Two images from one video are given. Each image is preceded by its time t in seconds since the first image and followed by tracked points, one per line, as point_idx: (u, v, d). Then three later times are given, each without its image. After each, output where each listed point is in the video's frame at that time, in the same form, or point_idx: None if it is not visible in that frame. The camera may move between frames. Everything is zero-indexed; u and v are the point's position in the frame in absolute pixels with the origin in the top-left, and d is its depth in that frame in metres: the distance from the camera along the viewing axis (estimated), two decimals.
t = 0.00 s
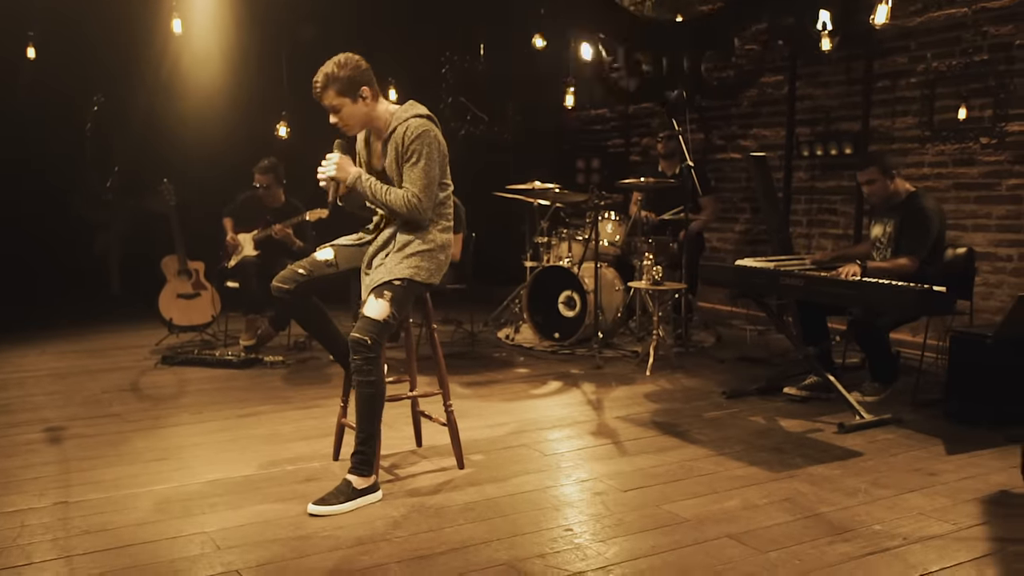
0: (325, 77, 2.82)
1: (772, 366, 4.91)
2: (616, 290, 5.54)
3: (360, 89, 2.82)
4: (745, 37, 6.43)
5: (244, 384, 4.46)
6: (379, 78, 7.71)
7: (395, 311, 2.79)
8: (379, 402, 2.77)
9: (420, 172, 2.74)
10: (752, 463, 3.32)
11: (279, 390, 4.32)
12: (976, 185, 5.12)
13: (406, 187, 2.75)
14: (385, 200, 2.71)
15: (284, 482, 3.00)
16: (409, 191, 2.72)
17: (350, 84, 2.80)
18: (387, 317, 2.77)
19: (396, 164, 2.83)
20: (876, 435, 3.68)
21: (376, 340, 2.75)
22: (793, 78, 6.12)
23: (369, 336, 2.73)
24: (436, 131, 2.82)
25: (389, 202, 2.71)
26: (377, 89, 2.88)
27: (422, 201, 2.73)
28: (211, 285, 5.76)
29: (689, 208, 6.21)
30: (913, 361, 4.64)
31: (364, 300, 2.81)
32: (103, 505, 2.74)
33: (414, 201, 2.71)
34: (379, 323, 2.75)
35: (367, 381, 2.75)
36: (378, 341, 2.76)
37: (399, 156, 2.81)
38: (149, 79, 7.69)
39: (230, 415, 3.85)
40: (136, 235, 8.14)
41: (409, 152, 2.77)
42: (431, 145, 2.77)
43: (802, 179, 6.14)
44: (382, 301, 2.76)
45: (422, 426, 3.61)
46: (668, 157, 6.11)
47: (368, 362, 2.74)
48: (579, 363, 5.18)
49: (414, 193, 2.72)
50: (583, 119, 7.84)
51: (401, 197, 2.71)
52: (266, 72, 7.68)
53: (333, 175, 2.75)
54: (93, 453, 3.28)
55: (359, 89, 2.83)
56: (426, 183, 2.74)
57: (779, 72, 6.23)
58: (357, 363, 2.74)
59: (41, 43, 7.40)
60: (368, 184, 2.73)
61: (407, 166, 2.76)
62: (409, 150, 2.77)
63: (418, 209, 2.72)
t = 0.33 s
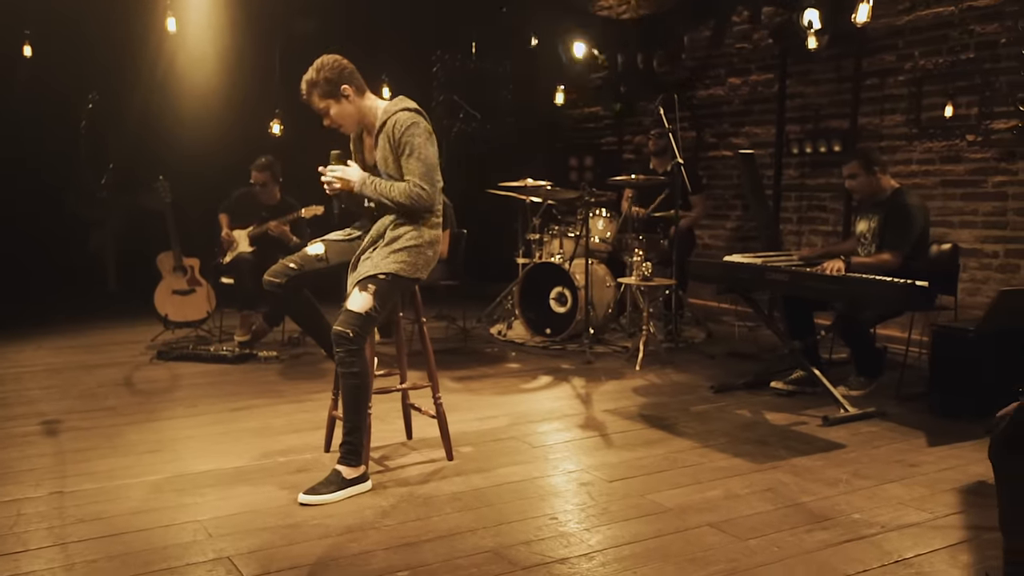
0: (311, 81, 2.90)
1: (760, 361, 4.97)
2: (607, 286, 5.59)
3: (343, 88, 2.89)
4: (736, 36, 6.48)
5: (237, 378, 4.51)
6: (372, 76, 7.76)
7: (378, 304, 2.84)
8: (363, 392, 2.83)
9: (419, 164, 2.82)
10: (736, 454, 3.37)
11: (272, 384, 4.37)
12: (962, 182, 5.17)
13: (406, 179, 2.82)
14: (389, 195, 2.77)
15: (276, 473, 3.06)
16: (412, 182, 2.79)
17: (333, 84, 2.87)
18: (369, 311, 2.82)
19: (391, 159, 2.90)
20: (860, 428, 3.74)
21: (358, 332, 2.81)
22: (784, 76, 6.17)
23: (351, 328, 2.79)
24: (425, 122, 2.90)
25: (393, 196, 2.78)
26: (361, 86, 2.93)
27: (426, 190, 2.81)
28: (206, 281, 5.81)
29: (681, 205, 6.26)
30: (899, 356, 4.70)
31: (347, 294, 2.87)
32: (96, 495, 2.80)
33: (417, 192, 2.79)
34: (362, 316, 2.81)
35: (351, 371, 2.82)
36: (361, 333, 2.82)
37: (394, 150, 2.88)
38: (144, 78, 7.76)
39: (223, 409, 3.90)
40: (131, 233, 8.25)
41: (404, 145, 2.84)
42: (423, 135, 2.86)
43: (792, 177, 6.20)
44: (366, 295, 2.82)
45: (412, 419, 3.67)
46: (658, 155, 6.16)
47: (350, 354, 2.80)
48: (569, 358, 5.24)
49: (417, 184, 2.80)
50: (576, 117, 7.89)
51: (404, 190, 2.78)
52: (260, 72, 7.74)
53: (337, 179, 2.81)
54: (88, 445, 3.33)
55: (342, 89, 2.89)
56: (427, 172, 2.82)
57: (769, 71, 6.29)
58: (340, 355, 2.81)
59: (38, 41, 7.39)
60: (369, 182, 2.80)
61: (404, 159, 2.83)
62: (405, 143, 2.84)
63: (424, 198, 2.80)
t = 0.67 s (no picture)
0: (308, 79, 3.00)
1: (747, 356, 5.04)
2: (596, 283, 5.65)
3: (337, 85, 2.97)
4: (726, 35, 6.54)
5: (231, 372, 4.56)
6: (365, 74, 7.80)
7: (366, 298, 2.90)
8: (353, 381, 2.90)
9: (427, 142, 2.91)
10: (720, 447, 3.44)
11: (265, 378, 4.43)
12: (947, 181, 5.25)
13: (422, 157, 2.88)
14: (410, 174, 2.83)
15: (269, 464, 3.11)
16: (430, 157, 2.86)
17: (328, 80, 2.96)
18: (358, 304, 2.88)
19: (392, 147, 2.96)
20: (842, 421, 3.81)
21: (346, 325, 2.87)
22: (772, 74, 6.24)
23: (339, 321, 2.86)
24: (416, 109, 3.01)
25: (416, 173, 2.83)
26: (355, 84, 3.02)
27: (446, 161, 2.87)
28: (200, 277, 5.86)
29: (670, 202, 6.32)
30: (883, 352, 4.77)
31: (337, 288, 2.93)
32: (92, 486, 2.84)
33: (437, 163, 2.85)
34: (350, 309, 2.87)
35: (339, 363, 2.88)
36: (348, 326, 2.88)
37: (394, 139, 2.95)
38: (139, 75, 7.78)
39: (217, 402, 3.95)
40: (126, 229, 8.21)
41: (405, 128, 2.93)
42: (419, 119, 2.96)
43: (780, 175, 6.26)
44: (355, 288, 2.87)
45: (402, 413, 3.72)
46: (648, 154, 6.22)
47: (338, 346, 2.87)
48: (559, 354, 5.30)
49: (436, 157, 2.87)
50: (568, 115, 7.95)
51: (424, 164, 2.84)
52: (253, 71, 7.84)
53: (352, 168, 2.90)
54: (84, 437, 3.38)
55: (336, 86, 2.98)
56: (438, 147, 2.90)
57: (758, 69, 6.36)
58: (328, 347, 2.87)
59: (33, 40, 7.50)
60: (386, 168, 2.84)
61: (412, 139, 2.91)
62: (407, 126, 2.92)
63: (448, 168, 2.87)
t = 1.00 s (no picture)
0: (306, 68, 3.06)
1: (734, 352, 5.11)
2: (586, 279, 5.76)
3: (331, 79, 3.04)
4: (716, 34, 6.60)
5: (224, 367, 4.62)
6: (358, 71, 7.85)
7: (360, 293, 2.95)
8: (346, 377, 2.94)
9: (420, 142, 2.98)
10: (705, 439, 3.51)
11: (258, 372, 4.48)
12: (932, 178, 5.31)
13: (416, 158, 2.95)
14: (409, 174, 2.89)
15: (263, 455, 3.17)
16: (424, 156, 2.94)
17: (323, 73, 3.03)
18: (352, 299, 2.94)
19: (385, 149, 3.01)
20: (825, 415, 3.88)
21: (342, 319, 2.92)
22: (761, 73, 6.30)
23: (335, 316, 2.90)
24: (404, 110, 3.07)
25: (415, 173, 2.90)
26: (350, 80, 3.08)
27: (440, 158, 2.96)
28: (193, 273, 5.89)
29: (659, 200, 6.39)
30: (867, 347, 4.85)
31: (331, 283, 2.98)
32: (88, 476, 2.90)
33: (434, 161, 2.94)
34: (345, 305, 2.92)
35: (334, 357, 2.93)
36: (344, 321, 2.93)
37: (386, 141, 3.00)
38: (134, 71, 7.88)
39: (210, 396, 4.00)
40: (121, 225, 8.23)
41: (398, 128, 2.99)
42: (408, 120, 3.03)
43: (769, 173, 6.33)
44: (348, 284, 2.93)
45: (392, 405, 3.79)
46: (638, 152, 6.27)
47: (334, 341, 2.91)
48: (549, 349, 5.36)
49: (430, 155, 2.95)
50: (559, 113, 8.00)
51: (422, 163, 2.92)
52: (246, 68, 7.99)
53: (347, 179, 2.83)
54: (80, 429, 3.43)
55: (330, 79, 3.04)
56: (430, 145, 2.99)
57: (747, 68, 6.42)
58: (324, 341, 2.92)
59: (29, 35, 7.51)
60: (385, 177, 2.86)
61: (406, 139, 2.98)
62: (399, 127, 2.99)
63: (443, 165, 2.96)
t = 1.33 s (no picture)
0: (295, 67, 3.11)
1: (723, 346, 5.15)
2: (578, 275, 5.74)
3: (320, 77, 3.08)
4: (708, 31, 6.64)
5: (218, 361, 4.66)
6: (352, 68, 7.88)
7: (345, 288, 3.00)
8: (332, 369, 3.00)
9: (411, 130, 3.02)
10: (690, 433, 3.55)
11: (251, 367, 4.53)
12: (921, 175, 5.35)
13: (411, 146, 3.00)
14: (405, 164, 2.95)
15: (253, 447, 3.22)
16: (419, 143, 2.99)
17: (313, 70, 3.07)
18: (337, 294, 2.99)
19: (377, 143, 3.05)
20: (810, 409, 3.93)
21: (326, 314, 2.97)
22: (753, 70, 6.33)
23: (319, 310, 2.95)
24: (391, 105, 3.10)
25: (412, 162, 2.96)
26: (339, 79, 3.12)
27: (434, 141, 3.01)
28: (188, 268, 5.94)
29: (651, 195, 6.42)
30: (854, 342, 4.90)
31: (317, 278, 3.03)
32: (79, 468, 2.94)
33: (428, 146, 2.99)
34: (329, 299, 2.97)
35: (320, 351, 2.98)
36: (328, 315, 2.97)
37: (379, 133, 3.04)
38: (129, 68, 7.97)
39: (203, 390, 4.05)
40: (116, 221, 8.26)
41: (385, 122, 3.02)
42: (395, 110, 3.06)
43: (760, 169, 6.37)
44: (333, 278, 2.98)
45: (381, 399, 3.83)
46: (629, 148, 6.31)
47: (318, 335, 2.96)
48: (540, 344, 5.41)
49: (424, 141, 3.00)
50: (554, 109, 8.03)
51: (416, 151, 2.98)
52: (239, 66, 8.06)
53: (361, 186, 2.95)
54: (73, 422, 3.48)
55: (319, 77, 3.08)
56: (420, 131, 3.02)
57: (739, 65, 6.45)
58: (309, 336, 2.96)
59: (24, 32, 7.56)
60: (383, 175, 2.93)
61: (396, 131, 3.02)
62: (388, 119, 3.02)
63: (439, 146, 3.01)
